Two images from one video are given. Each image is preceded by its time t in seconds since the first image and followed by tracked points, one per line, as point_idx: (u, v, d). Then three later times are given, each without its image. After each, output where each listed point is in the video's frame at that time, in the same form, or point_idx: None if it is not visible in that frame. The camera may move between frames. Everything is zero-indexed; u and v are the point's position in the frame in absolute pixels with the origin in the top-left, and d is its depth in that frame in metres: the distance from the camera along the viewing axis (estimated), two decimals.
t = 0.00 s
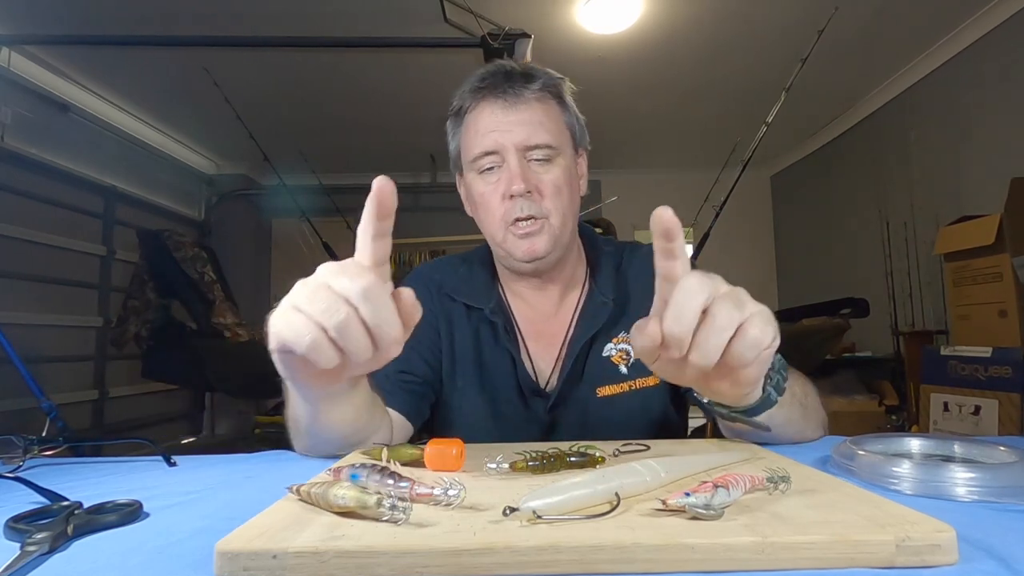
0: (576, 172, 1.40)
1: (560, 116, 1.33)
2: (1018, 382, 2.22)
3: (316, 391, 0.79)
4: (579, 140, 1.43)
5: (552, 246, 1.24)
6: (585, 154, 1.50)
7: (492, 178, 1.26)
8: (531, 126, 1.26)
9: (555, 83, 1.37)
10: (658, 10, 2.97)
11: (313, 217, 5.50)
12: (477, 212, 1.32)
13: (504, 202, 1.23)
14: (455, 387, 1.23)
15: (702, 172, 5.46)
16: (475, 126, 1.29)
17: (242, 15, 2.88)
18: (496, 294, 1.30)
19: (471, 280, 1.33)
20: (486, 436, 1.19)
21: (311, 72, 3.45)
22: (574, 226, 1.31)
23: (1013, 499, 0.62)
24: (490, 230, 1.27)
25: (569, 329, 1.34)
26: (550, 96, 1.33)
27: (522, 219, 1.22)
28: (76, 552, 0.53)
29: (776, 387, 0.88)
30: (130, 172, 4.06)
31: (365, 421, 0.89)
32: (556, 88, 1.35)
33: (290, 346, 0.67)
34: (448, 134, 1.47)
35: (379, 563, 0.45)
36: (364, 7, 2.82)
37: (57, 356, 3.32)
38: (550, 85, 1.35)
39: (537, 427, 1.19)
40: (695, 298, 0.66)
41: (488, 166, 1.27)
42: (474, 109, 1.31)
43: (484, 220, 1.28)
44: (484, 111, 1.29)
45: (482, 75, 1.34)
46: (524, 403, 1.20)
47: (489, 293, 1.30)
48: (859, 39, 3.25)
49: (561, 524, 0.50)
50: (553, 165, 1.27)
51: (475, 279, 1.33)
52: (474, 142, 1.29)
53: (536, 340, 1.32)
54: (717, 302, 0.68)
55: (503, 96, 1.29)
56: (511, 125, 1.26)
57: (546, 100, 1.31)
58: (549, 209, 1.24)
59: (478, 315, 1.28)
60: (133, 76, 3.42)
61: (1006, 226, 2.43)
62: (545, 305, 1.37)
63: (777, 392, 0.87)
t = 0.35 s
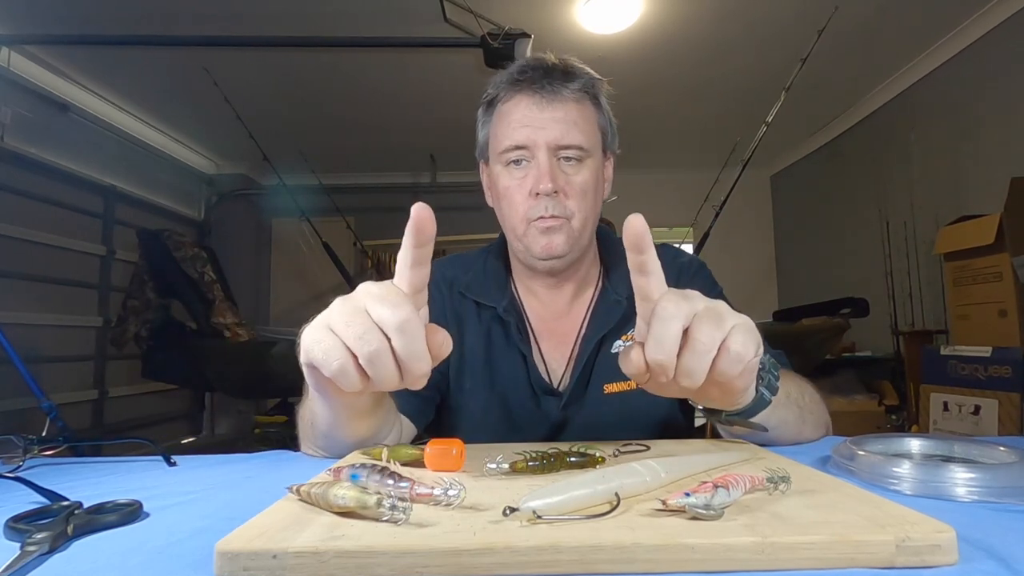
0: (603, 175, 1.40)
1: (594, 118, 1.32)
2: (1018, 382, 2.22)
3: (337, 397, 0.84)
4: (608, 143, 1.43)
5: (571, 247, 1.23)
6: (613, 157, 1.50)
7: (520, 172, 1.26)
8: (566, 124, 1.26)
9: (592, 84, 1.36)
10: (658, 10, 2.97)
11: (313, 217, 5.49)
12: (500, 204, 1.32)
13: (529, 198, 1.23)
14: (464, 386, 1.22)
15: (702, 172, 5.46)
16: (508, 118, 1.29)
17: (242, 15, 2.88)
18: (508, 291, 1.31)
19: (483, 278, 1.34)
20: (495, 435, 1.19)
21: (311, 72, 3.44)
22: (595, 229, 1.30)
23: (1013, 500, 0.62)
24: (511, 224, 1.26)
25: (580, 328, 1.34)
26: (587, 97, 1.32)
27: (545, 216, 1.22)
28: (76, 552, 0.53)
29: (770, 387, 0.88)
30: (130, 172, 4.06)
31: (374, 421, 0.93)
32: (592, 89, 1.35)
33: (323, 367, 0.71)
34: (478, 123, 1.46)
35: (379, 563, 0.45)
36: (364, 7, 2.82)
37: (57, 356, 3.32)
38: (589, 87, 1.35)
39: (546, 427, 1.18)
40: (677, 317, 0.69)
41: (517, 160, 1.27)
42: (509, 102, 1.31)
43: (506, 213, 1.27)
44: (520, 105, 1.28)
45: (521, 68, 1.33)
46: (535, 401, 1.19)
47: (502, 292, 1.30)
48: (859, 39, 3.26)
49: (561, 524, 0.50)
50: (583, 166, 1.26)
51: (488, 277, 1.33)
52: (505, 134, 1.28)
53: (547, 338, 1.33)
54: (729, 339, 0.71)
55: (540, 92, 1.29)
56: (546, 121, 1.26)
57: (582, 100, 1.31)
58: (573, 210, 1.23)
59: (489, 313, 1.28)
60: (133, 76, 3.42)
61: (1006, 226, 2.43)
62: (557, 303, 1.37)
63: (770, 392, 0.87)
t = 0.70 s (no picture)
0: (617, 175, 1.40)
1: (611, 119, 1.32)
2: (1018, 381, 2.22)
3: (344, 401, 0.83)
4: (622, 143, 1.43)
5: (581, 243, 1.23)
6: (626, 159, 1.49)
7: (535, 167, 1.26)
8: (584, 122, 1.26)
9: (611, 83, 1.36)
10: (657, 10, 2.97)
11: (313, 217, 5.49)
12: (512, 197, 1.31)
13: (543, 193, 1.23)
14: (467, 384, 1.22)
15: (702, 171, 5.46)
16: (526, 113, 1.29)
17: (242, 15, 2.88)
18: (513, 289, 1.31)
19: (488, 276, 1.33)
20: (497, 434, 1.19)
21: (311, 72, 3.45)
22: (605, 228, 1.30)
23: (1013, 500, 0.62)
24: (522, 217, 1.26)
25: (584, 326, 1.34)
26: (605, 96, 1.32)
27: (557, 212, 1.22)
28: (76, 552, 0.53)
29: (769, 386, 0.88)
30: (130, 172, 4.06)
31: (377, 425, 0.93)
32: (610, 88, 1.35)
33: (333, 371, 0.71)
34: (494, 116, 1.45)
35: (379, 563, 0.45)
36: (364, 6, 2.82)
37: (57, 355, 3.32)
38: (608, 88, 1.35)
39: (548, 425, 1.18)
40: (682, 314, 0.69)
41: (532, 154, 1.27)
42: (527, 96, 1.31)
43: (518, 207, 1.27)
44: (538, 99, 1.28)
45: (541, 64, 1.33)
46: (538, 399, 1.19)
47: (507, 290, 1.30)
48: (859, 39, 3.26)
49: (561, 524, 0.50)
50: (598, 165, 1.26)
51: (493, 275, 1.33)
52: (522, 128, 1.28)
53: (550, 336, 1.33)
54: (733, 336, 0.71)
55: (559, 88, 1.29)
56: (564, 116, 1.25)
57: (601, 99, 1.31)
58: (585, 207, 1.23)
59: (493, 311, 1.28)
60: (133, 77, 3.42)
61: (1006, 226, 2.43)
62: (562, 301, 1.37)
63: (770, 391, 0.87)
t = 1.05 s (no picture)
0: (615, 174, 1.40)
1: (608, 121, 1.32)
2: (1018, 382, 2.22)
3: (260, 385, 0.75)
4: (620, 143, 1.42)
5: (581, 246, 1.23)
6: (625, 158, 1.49)
7: (532, 173, 1.26)
8: (579, 126, 1.25)
9: (605, 84, 1.36)
10: (657, 10, 2.97)
11: (313, 217, 5.50)
12: (511, 203, 1.31)
13: (541, 198, 1.22)
14: (470, 384, 1.23)
15: (702, 172, 5.46)
16: (521, 119, 1.28)
17: (242, 15, 2.88)
18: (516, 291, 1.30)
19: (491, 277, 1.33)
20: (500, 434, 1.20)
21: (311, 72, 3.45)
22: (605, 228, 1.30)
23: (1014, 500, 0.62)
24: (522, 223, 1.26)
25: (586, 328, 1.34)
26: (600, 99, 1.32)
27: (557, 216, 1.22)
28: (75, 552, 0.53)
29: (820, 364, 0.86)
30: (130, 172, 4.06)
31: (325, 418, 0.85)
32: (605, 89, 1.34)
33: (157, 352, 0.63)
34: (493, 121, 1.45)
35: (379, 563, 0.45)
36: (365, 6, 2.82)
37: (57, 356, 3.32)
38: (603, 90, 1.34)
39: (552, 426, 1.18)
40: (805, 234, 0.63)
41: (529, 160, 1.27)
42: (521, 102, 1.31)
43: (517, 213, 1.27)
44: (532, 105, 1.28)
45: (534, 69, 1.33)
46: (541, 399, 1.19)
47: (510, 291, 1.29)
48: (859, 39, 3.26)
49: (561, 524, 0.50)
50: (595, 168, 1.26)
51: (495, 276, 1.33)
52: (517, 134, 1.28)
53: (553, 338, 1.32)
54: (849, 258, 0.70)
55: (552, 92, 1.28)
56: (558, 121, 1.25)
57: (596, 100, 1.30)
58: (584, 210, 1.23)
59: (496, 313, 1.28)
60: (133, 77, 3.42)
61: (1006, 226, 2.43)
62: (565, 303, 1.36)
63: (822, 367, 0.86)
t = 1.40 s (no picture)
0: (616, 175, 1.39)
1: (607, 120, 1.32)
2: (1018, 382, 2.21)
3: (219, 393, 0.76)
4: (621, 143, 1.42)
5: (580, 244, 1.22)
6: (627, 158, 1.49)
7: (531, 170, 1.26)
8: (577, 124, 1.25)
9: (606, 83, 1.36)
10: (657, 10, 2.97)
11: (313, 217, 5.50)
12: (511, 202, 1.31)
13: (538, 195, 1.22)
14: (471, 381, 1.23)
15: (702, 172, 5.46)
16: (520, 117, 1.29)
17: (243, 15, 2.88)
18: (517, 292, 1.30)
19: (492, 276, 1.33)
20: (502, 431, 1.19)
21: (312, 72, 3.45)
22: (603, 228, 1.29)
23: (1013, 500, 0.62)
24: (521, 220, 1.26)
25: (587, 329, 1.33)
26: (600, 97, 1.32)
27: (552, 213, 1.22)
28: (75, 552, 0.53)
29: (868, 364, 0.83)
30: (130, 172, 4.06)
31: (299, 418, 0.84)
32: (606, 88, 1.35)
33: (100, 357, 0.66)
34: (493, 121, 1.45)
35: (379, 563, 0.45)
36: (366, 6, 2.82)
37: (57, 356, 3.32)
38: (604, 90, 1.34)
39: (554, 425, 1.18)
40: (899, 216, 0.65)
41: (527, 158, 1.27)
42: (521, 99, 1.31)
43: (516, 211, 1.27)
44: (531, 102, 1.28)
45: (533, 67, 1.34)
46: (542, 398, 1.19)
47: (511, 291, 1.29)
48: (859, 39, 3.26)
49: (561, 524, 0.50)
50: (593, 166, 1.26)
51: (496, 276, 1.33)
52: (517, 132, 1.28)
53: (554, 338, 1.32)
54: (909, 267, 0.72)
55: (551, 89, 1.28)
56: (556, 118, 1.25)
57: (595, 98, 1.31)
58: (580, 207, 1.23)
59: (497, 312, 1.28)
60: (134, 77, 3.42)
61: (1006, 226, 2.43)
62: (566, 303, 1.35)
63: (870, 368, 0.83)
